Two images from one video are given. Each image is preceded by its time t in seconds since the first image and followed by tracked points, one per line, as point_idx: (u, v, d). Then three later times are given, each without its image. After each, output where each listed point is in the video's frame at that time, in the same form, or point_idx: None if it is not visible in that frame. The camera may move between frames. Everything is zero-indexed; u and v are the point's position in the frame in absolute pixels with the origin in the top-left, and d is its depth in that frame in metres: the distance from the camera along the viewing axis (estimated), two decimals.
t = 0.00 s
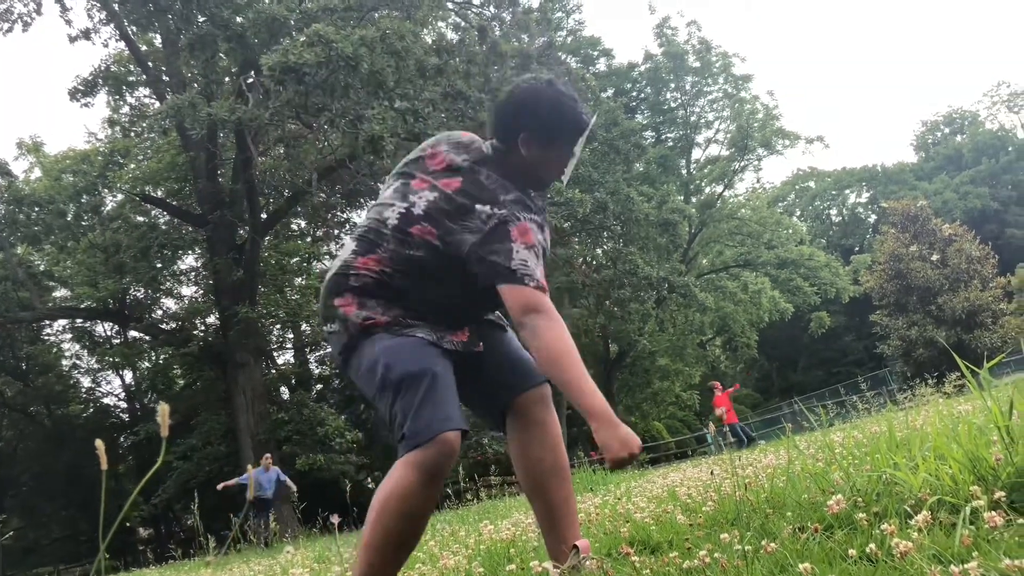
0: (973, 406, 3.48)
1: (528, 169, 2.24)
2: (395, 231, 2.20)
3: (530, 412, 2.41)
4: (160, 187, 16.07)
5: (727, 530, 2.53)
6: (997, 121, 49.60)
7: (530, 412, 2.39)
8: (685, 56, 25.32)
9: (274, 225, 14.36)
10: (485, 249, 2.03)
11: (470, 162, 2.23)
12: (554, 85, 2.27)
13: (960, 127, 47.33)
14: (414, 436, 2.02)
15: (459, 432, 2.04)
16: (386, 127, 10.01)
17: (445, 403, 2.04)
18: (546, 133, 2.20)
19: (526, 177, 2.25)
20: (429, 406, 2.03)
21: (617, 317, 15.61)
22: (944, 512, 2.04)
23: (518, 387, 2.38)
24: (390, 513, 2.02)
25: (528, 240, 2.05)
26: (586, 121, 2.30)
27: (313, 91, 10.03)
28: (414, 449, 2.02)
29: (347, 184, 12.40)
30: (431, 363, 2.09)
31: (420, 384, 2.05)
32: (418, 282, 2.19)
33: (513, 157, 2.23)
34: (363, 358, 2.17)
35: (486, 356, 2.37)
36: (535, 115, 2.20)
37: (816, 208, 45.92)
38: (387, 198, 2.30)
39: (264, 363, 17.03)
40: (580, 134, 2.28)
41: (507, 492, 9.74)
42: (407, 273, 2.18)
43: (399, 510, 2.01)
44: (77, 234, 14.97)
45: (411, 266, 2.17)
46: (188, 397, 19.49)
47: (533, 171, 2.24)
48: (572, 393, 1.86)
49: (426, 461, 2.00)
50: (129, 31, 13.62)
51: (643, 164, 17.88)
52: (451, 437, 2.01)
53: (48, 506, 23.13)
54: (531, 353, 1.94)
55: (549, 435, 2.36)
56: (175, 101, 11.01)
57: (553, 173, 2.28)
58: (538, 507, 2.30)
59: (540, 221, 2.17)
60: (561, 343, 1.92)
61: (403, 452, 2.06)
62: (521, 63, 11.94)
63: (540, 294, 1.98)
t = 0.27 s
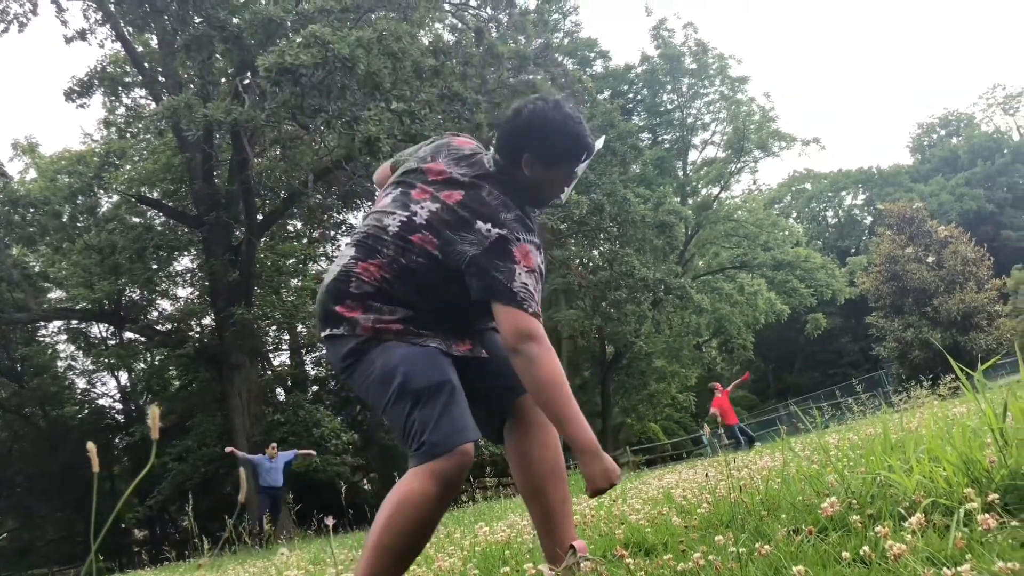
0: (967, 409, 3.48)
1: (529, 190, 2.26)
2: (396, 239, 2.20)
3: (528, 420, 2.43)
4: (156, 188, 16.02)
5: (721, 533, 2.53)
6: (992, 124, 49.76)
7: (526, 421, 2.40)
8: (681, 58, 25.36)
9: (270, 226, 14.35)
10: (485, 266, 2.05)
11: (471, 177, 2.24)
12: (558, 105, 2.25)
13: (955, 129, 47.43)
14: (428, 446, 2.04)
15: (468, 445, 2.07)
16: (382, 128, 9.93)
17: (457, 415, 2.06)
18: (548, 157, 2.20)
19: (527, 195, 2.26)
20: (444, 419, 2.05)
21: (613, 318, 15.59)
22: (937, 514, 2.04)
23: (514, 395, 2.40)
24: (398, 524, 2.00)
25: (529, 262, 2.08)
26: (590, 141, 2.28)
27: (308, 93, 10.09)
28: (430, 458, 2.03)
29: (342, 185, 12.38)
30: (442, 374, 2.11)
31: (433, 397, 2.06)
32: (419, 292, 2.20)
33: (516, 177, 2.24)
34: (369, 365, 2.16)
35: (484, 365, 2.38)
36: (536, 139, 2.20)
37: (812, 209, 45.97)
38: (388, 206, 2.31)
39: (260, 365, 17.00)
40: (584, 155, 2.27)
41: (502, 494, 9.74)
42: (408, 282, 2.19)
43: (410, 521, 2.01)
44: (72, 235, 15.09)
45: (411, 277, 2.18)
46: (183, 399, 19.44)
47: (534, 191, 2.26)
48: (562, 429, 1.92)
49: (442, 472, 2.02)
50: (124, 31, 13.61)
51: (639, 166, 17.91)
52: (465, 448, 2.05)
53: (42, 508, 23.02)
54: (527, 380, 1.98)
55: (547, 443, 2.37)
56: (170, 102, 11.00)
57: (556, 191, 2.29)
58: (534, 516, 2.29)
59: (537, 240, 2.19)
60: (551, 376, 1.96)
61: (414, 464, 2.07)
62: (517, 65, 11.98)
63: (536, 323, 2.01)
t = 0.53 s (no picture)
0: (963, 409, 3.48)
1: (522, 195, 2.26)
2: (389, 241, 2.20)
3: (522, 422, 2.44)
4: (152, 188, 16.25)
5: (718, 534, 2.54)
6: (988, 124, 49.90)
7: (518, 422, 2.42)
8: (678, 59, 25.37)
9: (267, 226, 14.33)
10: (474, 271, 2.05)
11: (464, 180, 2.25)
12: (556, 109, 2.23)
13: (952, 130, 47.51)
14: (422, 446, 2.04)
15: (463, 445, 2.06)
16: (379, 129, 10.05)
17: (454, 415, 2.06)
18: (541, 163, 2.20)
19: (519, 200, 2.26)
20: (441, 418, 2.05)
21: (610, 319, 15.57)
22: (932, 514, 2.04)
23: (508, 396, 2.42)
24: (393, 524, 2.00)
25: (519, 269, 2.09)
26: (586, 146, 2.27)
27: (305, 93, 10.06)
28: (425, 457, 2.03)
29: (339, 185, 12.37)
30: (439, 374, 2.10)
31: (429, 397, 2.06)
32: (411, 294, 2.20)
33: (510, 181, 2.24)
34: (363, 367, 2.16)
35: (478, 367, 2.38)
36: (530, 144, 2.19)
37: (809, 210, 46.03)
38: (382, 207, 2.31)
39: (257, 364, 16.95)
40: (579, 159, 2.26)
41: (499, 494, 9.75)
42: (400, 285, 2.19)
43: (404, 521, 2.00)
44: (68, 234, 14.85)
45: (403, 279, 2.19)
46: (180, 399, 19.40)
47: (527, 197, 2.26)
48: (537, 440, 1.93)
49: (439, 471, 2.02)
50: (121, 31, 13.58)
51: (635, 166, 17.94)
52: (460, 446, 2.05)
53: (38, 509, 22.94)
54: (505, 387, 1.97)
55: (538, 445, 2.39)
56: (167, 102, 10.96)
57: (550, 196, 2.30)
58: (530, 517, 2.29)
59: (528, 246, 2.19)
60: (529, 385, 1.96)
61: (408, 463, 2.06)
62: (515, 66, 12.01)
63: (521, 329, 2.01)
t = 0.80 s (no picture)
0: (958, 410, 3.49)
1: (507, 193, 2.22)
2: (376, 241, 2.21)
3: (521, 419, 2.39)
4: (149, 187, 16.16)
5: (714, 534, 2.54)
6: (984, 126, 50.04)
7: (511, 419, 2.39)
8: (675, 59, 25.40)
9: (263, 225, 14.31)
10: (453, 269, 2.02)
11: (450, 178, 2.24)
12: (544, 108, 2.19)
13: (948, 131, 47.63)
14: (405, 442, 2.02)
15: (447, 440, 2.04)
16: (375, 128, 10.17)
17: (437, 411, 2.04)
18: (526, 160, 2.16)
19: (505, 199, 2.23)
20: (425, 415, 2.03)
21: (607, 320, 15.48)
22: (927, 515, 2.04)
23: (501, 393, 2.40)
24: (378, 521, 2.01)
25: (500, 268, 2.06)
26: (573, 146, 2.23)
27: (303, 92, 9.99)
28: (407, 453, 2.02)
29: (336, 185, 12.37)
30: (421, 371, 2.09)
31: (412, 394, 2.05)
32: (397, 292, 2.21)
33: (496, 180, 2.22)
34: (350, 363, 2.17)
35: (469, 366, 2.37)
36: (516, 141, 2.15)
37: (805, 211, 46.08)
38: (372, 206, 2.33)
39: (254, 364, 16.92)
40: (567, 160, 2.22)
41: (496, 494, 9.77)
42: (385, 284, 2.21)
43: (391, 518, 2.00)
44: (65, 233, 15.21)
45: (388, 279, 2.20)
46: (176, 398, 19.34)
47: (513, 195, 2.22)
48: (501, 447, 1.89)
49: (423, 468, 2.00)
50: (118, 30, 13.55)
51: (632, 167, 17.95)
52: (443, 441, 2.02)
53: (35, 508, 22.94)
54: (472, 388, 1.89)
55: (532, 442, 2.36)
56: (164, 101, 10.92)
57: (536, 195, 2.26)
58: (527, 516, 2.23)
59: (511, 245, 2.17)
60: (497, 387, 1.87)
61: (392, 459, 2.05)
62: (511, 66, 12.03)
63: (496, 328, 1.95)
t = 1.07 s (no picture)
0: (953, 411, 3.51)
1: (482, 186, 2.16)
2: (358, 238, 2.19)
3: (519, 421, 2.34)
4: (144, 186, 15.91)
5: (709, 534, 2.55)
6: (980, 127, 50.18)
7: (510, 418, 2.34)
8: (672, 60, 25.45)
9: (260, 225, 14.29)
10: (424, 265, 1.99)
11: (430, 173, 2.17)
12: (525, 102, 2.15)
13: (944, 132, 47.76)
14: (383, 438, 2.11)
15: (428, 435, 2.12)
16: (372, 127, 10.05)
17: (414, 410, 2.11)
18: (497, 148, 2.11)
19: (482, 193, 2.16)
20: (402, 413, 2.10)
21: (604, 320, 15.54)
22: (922, 515, 2.05)
23: (497, 392, 2.34)
24: (360, 515, 2.12)
25: (470, 264, 2.00)
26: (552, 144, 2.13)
27: (300, 92, 10.01)
28: (387, 448, 2.11)
29: (333, 185, 12.37)
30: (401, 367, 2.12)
31: (390, 391, 2.10)
32: (381, 289, 2.20)
33: (475, 174, 2.16)
34: (338, 359, 2.21)
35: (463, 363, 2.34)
36: (492, 133, 2.11)
37: (802, 212, 46.18)
38: (364, 201, 2.30)
39: (250, 364, 16.90)
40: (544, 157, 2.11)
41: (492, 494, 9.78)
42: (370, 281, 2.19)
43: (372, 512, 2.11)
44: (60, 233, 15.36)
45: (372, 276, 2.18)
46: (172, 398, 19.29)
47: (486, 187, 2.15)
48: (452, 441, 1.89)
49: (401, 462, 2.11)
50: (114, 29, 13.51)
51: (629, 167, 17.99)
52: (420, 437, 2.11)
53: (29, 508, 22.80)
54: (427, 378, 1.91)
55: (529, 442, 2.30)
56: (160, 100, 10.92)
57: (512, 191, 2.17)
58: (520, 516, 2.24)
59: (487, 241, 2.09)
60: (449, 379, 1.89)
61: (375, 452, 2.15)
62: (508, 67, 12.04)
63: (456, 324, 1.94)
